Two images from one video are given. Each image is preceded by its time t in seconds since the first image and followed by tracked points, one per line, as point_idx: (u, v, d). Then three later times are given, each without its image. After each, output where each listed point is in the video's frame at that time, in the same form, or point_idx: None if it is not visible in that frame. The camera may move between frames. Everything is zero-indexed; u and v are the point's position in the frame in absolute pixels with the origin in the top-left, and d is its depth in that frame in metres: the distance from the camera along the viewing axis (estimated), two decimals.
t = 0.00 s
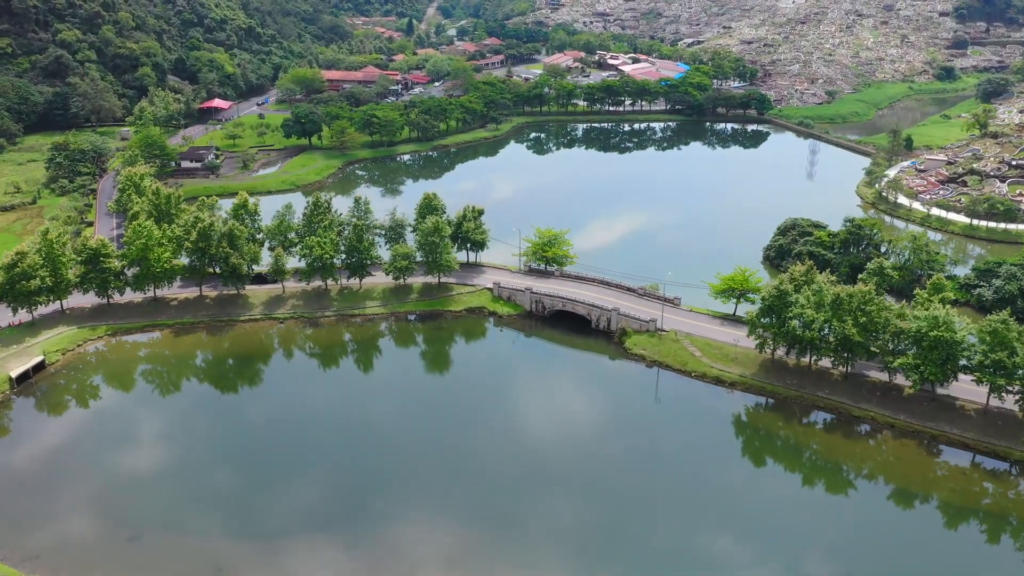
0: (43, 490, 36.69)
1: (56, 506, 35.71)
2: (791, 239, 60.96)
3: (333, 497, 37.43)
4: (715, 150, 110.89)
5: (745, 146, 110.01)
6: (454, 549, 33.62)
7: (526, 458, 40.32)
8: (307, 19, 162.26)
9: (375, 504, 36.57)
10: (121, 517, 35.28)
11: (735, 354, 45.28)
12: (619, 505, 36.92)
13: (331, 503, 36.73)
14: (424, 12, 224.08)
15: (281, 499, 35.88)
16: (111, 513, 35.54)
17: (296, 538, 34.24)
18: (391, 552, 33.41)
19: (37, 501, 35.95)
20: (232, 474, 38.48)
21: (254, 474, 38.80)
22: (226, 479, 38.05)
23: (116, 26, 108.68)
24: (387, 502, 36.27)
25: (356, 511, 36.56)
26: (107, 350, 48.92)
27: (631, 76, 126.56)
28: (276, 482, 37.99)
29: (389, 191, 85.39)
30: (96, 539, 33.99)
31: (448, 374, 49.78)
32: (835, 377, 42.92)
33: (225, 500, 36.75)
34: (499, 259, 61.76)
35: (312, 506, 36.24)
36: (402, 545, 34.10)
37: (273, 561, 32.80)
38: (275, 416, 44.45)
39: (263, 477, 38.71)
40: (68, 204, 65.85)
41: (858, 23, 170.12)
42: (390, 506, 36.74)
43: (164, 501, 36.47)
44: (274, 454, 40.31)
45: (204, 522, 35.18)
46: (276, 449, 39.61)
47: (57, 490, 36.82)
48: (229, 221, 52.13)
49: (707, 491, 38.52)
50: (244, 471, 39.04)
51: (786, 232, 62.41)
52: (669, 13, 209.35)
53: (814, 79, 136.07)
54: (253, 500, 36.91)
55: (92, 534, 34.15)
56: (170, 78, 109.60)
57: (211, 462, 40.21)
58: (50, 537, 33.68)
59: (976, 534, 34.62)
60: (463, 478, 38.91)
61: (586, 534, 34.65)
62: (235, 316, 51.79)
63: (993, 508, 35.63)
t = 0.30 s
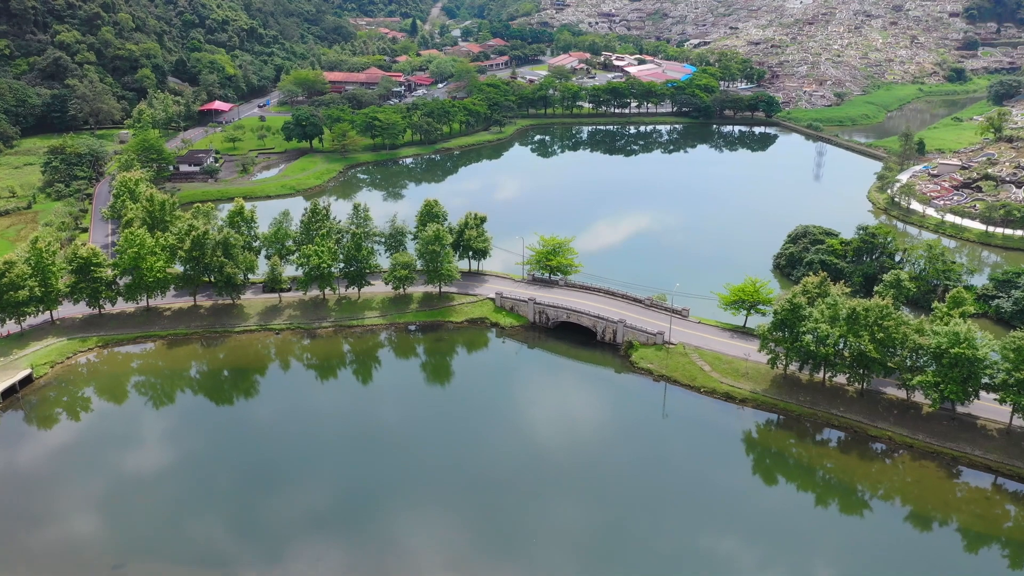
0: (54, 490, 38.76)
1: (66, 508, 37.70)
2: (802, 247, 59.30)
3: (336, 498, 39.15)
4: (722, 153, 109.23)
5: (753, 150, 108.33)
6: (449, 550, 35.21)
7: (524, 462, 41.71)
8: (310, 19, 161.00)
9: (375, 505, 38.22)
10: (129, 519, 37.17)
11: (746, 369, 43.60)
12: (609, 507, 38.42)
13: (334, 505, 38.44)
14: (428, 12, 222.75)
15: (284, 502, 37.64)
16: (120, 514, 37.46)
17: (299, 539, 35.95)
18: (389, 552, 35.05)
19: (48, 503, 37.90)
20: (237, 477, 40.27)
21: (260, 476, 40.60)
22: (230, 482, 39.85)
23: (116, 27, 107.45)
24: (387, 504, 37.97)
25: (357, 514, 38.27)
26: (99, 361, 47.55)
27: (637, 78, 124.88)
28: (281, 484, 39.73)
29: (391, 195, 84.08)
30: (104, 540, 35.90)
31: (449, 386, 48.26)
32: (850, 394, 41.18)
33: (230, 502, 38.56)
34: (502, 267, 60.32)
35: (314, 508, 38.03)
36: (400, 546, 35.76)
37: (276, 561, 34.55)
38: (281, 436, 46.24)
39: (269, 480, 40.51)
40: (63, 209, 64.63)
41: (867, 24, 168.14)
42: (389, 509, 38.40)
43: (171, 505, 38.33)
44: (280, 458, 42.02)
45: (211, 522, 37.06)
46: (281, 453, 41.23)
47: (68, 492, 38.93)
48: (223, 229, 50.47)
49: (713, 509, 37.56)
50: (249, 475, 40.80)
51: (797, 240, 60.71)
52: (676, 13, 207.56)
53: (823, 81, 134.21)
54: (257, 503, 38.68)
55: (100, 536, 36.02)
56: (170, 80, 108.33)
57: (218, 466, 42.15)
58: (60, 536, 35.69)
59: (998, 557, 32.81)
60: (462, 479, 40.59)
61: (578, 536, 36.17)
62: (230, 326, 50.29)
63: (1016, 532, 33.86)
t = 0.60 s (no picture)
0: (55, 490, 37.92)
1: (66, 508, 36.75)
2: (812, 255, 57.78)
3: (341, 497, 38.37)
4: (728, 156, 107.61)
5: (760, 153, 106.70)
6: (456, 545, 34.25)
7: (530, 464, 41.03)
8: (312, 20, 159.73)
9: (380, 502, 37.40)
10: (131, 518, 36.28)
11: (757, 386, 41.94)
12: (620, 507, 37.46)
13: (338, 504, 37.59)
14: (431, 13, 221.47)
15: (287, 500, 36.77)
16: (121, 512, 36.55)
17: (303, 536, 35.07)
18: (395, 550, 34.20)
19: (48, 503, 37.00)
20: (240, 477, 39.41)
21: (263, 476, 39.83)
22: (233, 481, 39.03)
23: (115, 29, 106.09)
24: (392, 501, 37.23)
25: (362, 513, 37.46)
26: (89, 373, 46.12)
27: (642, 80, 123.27)
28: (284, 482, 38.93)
29: (392, 199, 82.75)
30: (105, 541, 34.99)
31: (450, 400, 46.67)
32: (865, 412, 39.53)
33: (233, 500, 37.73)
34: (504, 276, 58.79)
35: (318, 508, 37.20)
36: (406, 544, 34.89)
37: (280, 560, 33.68)
38: (280, 441, 45.68)
39: (271, 480, 39.73)
40: (56, 215, 63.27)
41: (874, 25, 166.30)
42: (394, 508, 37.55)
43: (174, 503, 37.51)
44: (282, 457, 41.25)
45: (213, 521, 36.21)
46: (282, 451, 40.46)
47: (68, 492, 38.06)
48: (217, 238, 49.13)
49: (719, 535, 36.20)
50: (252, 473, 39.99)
51: (807, 248, 59.04)
52: (681, 14, 205.92)
53: (830, 82, 132.40)
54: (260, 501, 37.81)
55: (101, 536, 35.11)
56: (169, 82, 107.04)
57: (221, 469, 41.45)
58: (60, 537, 34.78)
59: None
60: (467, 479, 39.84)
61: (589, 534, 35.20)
62: (223, 338, 48.76)
63: None
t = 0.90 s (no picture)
0: (59, 492, 38.21)
1: (70, 507, 37.08)
2: (823, 264, 56.22)
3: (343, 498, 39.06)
4: (734, 159, 105.98)
5: (766, 156, 105.06)
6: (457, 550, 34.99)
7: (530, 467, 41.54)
8: (313, 21, 158.34)
9: (381, 504, 38.13)
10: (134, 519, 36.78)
11: (767, 403, 40.30)
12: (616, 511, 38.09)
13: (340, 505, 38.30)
14: (434, 14, 219.92)
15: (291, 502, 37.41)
16: (126, 513, 37.08)
17: (307, 538, 35.80)
18: (396, 553, 34.95)
19: (51, 502, 37.38)
20: (242, 479, 39.94)
21: (266, 476, 40.53)
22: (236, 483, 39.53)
23: (112, 30, 104.74)
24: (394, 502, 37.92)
25: (363, 514, 38.22)
26: (78, 386, 44.75)
27: (646, 81, 121.67)
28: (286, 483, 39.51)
29: (392, 203, 81.47)
30: (108, 541, 35.37)
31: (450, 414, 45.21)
32: (881, 432, 37.89)
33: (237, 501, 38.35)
34: (506, 285, 57.29)
35: (322, 509, 37.92)
36: (406, 547, 35.65)
37: (284, 562, 34.39)
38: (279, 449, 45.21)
39: (274, 480, 40.42)
40: (48, 221, 61.94)
41: (881, 26, 164.52)
42: (395, 510, 38.29)
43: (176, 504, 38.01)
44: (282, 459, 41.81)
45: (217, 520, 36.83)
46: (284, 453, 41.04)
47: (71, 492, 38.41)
48: (210, 247, 47.62)
49: (722, 553, 35.31)
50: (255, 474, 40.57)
51: (818, 256, 57.40)
52: (685, 14, 204.20)
53: (837, 84, 130.60)
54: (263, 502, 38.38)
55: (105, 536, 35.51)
56: (168, 84, 105.71)
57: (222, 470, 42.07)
58: (64, 537, 35.07)
59: None
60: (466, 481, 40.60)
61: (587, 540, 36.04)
62: (215, 351, 47.25)
63: None
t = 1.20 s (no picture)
0: (59, 492, 37.11)
1: (69, 506, 36.23)
2: (834, 274, 54.58)
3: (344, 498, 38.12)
4: (740, 162, 104.37)
5: (773, 159, 103.43)
6: (460, 551, 34.05)
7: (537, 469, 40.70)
8: (314, 22, 156.98)
9: (384, 503, 37.20)
10: (136, 517, 35.66)
11: (779, 422, 38.68)
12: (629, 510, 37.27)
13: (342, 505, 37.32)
14: (437, 14, 218.56)
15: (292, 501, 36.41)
16: (127, 511, 35.99)
17: (309, 540, 34.81)
18: (402, 553, 34.04)
19: (53, 501, 36.45)
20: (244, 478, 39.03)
21: (267, 475, 39.57)
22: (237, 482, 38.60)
23: (110, 31, 103.44)
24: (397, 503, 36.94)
25: (365, 514, 37.26)
26: (66, 401, 43.26)
27: (651, 83, 120.12)
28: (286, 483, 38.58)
29: (393, 208, 80.18)
30: (107, 540, 34.42)
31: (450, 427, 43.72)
32: (899, 454, 36.21)
33: (238, 500, 37.41)
34: (507, 295, 55.74)
35: (322, 508, 36.96)
36: (411, 546, 34.72)
37: (287, 562, 33.41)
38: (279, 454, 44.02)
39: (275, 479, 39.46)
40: (40, 228, 60.53)
41: (888, 26, 162.74)
42: (399, 510, 37.36)
43: (178, 500, 37.04)
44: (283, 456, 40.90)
45: (218, 519, 35.89)
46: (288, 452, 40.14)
47: (72, 491, 37.45)
48: (202, 257, 46.19)
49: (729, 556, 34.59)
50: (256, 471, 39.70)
51: (829, 265, 55.72)
52: (690, 15, 202.54)
53: (844, 86, 128.88)
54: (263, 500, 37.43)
55: (104, 535, 34.55)
56: (166, 86, 104.41)
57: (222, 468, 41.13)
58: (65, 537, 33.98)
59: None
60: (467, 481, 39.75)
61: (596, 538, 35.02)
62: (207, 364, 45.72)
63: None
